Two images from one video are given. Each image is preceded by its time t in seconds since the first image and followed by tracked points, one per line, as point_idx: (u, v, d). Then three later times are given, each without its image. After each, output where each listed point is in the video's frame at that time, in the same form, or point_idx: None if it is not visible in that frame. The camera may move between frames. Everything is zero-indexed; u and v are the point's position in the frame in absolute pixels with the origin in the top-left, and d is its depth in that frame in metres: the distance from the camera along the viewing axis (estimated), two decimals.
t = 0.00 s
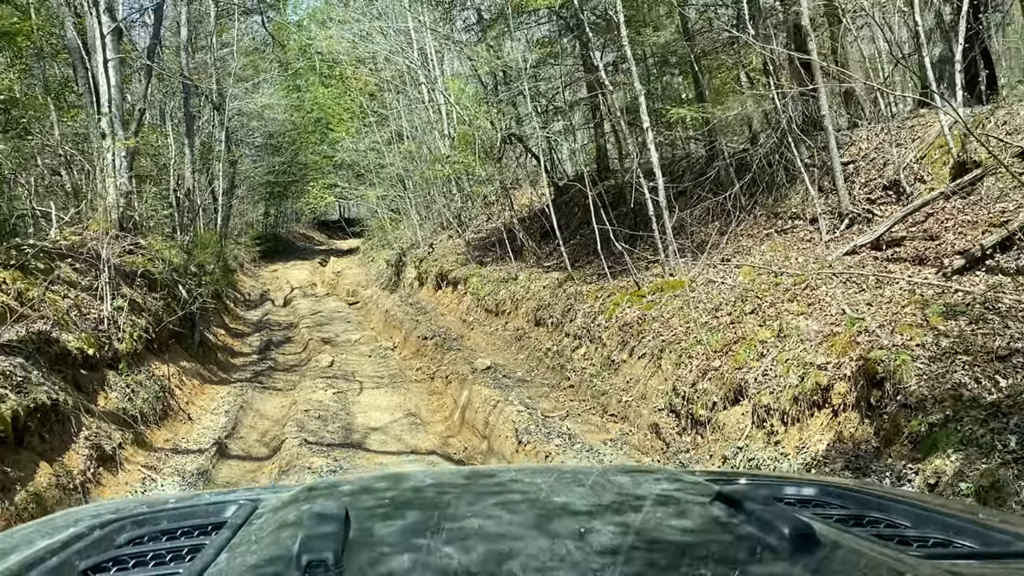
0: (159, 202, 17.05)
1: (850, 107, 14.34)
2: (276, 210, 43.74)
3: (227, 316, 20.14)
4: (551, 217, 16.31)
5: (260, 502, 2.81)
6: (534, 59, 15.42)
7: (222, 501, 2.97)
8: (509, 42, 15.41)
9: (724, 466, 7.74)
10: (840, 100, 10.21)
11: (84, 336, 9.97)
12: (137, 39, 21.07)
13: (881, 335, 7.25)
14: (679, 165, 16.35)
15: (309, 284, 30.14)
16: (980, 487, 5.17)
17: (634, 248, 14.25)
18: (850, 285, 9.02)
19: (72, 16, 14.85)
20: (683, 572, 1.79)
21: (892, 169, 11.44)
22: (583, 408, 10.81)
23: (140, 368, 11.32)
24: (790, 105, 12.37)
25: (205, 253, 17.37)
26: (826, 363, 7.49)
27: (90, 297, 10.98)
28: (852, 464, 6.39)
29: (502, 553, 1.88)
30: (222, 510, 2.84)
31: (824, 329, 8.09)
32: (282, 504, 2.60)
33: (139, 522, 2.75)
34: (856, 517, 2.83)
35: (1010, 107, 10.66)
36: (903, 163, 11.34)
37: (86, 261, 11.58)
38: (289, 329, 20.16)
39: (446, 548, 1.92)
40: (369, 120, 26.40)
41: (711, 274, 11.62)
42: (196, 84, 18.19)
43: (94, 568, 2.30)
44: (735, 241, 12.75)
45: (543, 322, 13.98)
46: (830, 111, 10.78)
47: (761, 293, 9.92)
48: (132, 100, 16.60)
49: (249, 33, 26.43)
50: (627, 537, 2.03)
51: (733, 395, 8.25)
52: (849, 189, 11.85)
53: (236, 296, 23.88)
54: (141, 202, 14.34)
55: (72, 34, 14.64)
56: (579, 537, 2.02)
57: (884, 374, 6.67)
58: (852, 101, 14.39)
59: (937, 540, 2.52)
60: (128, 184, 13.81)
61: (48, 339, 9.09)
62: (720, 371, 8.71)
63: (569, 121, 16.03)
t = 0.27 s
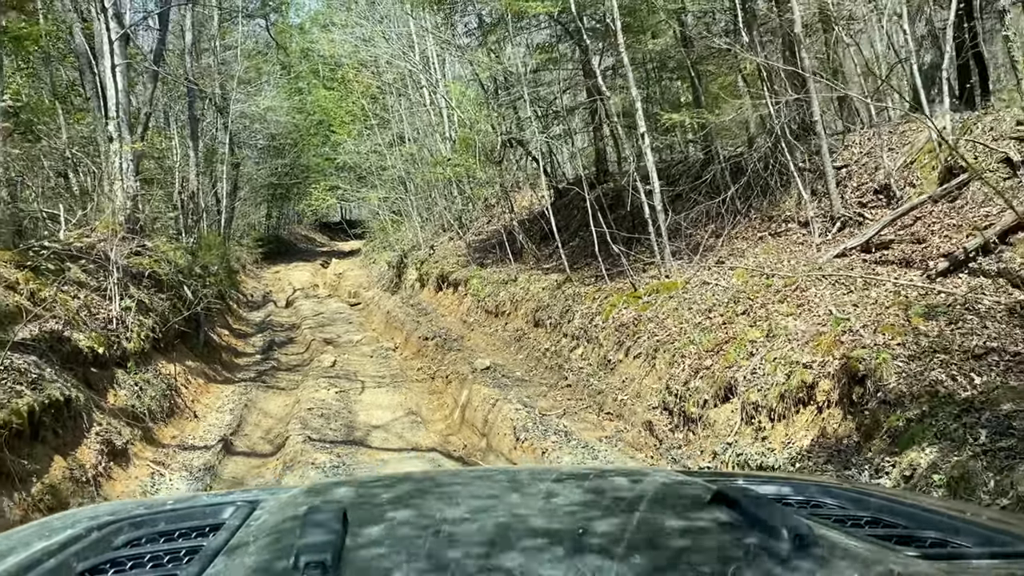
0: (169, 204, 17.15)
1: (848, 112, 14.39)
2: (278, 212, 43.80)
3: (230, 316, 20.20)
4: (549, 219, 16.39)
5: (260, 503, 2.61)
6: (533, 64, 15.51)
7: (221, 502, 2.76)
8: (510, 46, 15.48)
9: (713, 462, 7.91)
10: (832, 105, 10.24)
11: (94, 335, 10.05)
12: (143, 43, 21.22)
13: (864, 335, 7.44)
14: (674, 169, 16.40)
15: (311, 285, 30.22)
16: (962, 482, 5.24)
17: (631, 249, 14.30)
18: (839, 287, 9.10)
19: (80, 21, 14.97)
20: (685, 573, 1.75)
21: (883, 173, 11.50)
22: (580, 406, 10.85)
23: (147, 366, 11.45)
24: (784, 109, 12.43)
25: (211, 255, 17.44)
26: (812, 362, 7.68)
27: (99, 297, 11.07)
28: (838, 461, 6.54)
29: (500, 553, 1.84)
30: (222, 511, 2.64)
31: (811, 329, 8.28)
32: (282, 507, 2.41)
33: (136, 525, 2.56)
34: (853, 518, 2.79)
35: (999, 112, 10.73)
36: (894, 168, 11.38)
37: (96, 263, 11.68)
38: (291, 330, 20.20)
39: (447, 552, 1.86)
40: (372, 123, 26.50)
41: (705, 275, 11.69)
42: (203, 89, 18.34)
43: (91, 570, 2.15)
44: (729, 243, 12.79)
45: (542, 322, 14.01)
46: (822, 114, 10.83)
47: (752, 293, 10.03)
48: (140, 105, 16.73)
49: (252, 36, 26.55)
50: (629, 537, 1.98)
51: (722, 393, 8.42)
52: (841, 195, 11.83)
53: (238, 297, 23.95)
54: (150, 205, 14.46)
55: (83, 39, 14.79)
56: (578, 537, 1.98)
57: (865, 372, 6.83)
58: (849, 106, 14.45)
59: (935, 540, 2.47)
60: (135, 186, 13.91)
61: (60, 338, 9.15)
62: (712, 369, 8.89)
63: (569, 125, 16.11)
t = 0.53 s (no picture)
0: (176, 206, 17.25)
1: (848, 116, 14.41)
2: (280, 214, 43.92)
3: (233, 316, 20.28)
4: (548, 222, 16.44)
5: (265, 502, 2.56)
6: (532, 70, 15.61)
7: (228, 502, 2.75)
8: (510, 53, 15.60)
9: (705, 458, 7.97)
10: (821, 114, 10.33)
11: (105, 334, 10.26)
12: (148, 47, 21.41)
13: (849, 334, 7.55)
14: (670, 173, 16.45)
15: (313, 286, 30.30)
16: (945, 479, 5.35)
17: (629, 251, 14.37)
18: (828, 288, 9.20)
19: (88, 26, 15.14)
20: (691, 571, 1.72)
21: (874, 177, 11.54)
22: (577, 405, 10.91)
23: (156, 365, 11.61)
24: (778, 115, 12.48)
25: (217, 256, 17.51)
26: (799, 360, 7.78)
27: (107, 297, 11.27)
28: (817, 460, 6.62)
29: (504, 553, 1.82)
30: (228, 510, 2.64)
31: (799, 329, 8.39)
32: (287, 505, 2.35)
33: (142, 526, 2.53)
34: (858, 513, 2.81)
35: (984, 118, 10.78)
36: (884, 173, 11.40)
37: (105, 264, 11.86)
38: (294, 331, 20.26)
39: (451, 550, 1.85)
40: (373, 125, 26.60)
41: (700, 277, 11.76)
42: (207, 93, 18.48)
43: (98, 571, 2.16)
44: (725, 246, 12.86)
45: (541, 323, 14.06)
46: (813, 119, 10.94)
47: (745, 295, 10.14)
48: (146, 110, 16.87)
49: (256, 39, 26.72)
50: (634, 533, 1.95)
51: (715, 391, 8.46)
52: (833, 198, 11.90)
53: (241, 298, 24.05)
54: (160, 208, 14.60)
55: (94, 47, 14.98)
56: (582, 535, 1.94)
57: (849, 370, 6.94)
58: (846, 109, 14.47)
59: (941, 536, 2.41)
60: (142, 190, 14.05)
61: (73, 336, 9.38)
62: (704, 368, 8.97)
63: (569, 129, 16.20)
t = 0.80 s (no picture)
0: (182, 208, 17.35)
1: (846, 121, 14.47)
2: (282, 217, 44.03)
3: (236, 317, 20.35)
4: (546, 224, 16.49)
5: (270, 503, 2.54)
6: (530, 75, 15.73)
7: (234, 501, 2.70)
8: (507, 58, 15.71)
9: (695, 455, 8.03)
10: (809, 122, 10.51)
11: (115, 333, 10.41)
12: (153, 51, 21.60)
13: (834, 334, 7.62)
14: (666, 178, 16.50)
15: (314, 288, 30.36)
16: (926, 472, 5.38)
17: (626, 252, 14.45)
18: (817, 291, 9.32)
19: (95, 32, 15.30)
20: (696, 565, 1.68)
21: (864, 183, 11.60)
22: (574, 404, 10.97)
23: (163, 364, 11.71)
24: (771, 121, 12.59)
25: (221, 258, 17.59)
26: (785, 359, 7.88)
27: (115, 297, 11.38)
28: (799, 454, 6.70)
29: (511, 550, 1.79)
30: (234, 510, 2.59)
31: (788, 330, 8.50)
32: (292, 506, 2.33)
33: (148, 525, 2.47)
34: (862, 509, 2.61)
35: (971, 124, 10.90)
36: (876, 178, 11.49)
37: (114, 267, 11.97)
38: (296, 332, 20.31)
39: (455, 546, 1.82)
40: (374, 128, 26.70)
41: (694, 279, 11.81)
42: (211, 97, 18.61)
43: (105, 571, 2.08)
44: (720, 249, 12.93)
45: (539, 324, 14.10)
46: (804, 123, 11.09)
47: (735, 298, 10.23)
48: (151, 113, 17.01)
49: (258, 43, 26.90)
50: (640, 531, 1.92)
51: (705, 390, 8.68)
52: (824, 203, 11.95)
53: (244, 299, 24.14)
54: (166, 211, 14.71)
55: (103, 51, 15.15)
56: (589, 532, 1.92)
57: (833, 368, 7.00)
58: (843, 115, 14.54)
59: (946, 531, 2.30)
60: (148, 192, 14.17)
61: (84, 336, 9.55)
62: (696, 367, 9.17)
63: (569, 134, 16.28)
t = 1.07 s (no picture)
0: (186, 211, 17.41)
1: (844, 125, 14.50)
2: (282, 219, 44.08)
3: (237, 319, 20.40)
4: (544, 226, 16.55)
5: (273, 499, 2.57)
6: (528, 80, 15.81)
7: (235, 498, 2.74)
8: (504, 62, 15.78)
9: (686, 454, 8.05)
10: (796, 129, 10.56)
11: (122, 334, 10.51)
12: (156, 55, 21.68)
13: (818, 335, 7.84)
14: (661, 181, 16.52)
15: (314, 290, 30.41)
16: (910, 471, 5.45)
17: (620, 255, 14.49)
18: (804, 293, 9.44)
19: (99, 37, 15.38)
20: (697, 564, 1.71)
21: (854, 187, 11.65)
22: (569, 404, 11.03)
23: (167, 364, 11.78)
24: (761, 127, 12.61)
25: (223, 260, 17.66)
26: (771, 359, 8.05)
27: (120, 299, 11.43)
28: (783, 452, 6.83)
29: (513, 548, 1.80)
30: (235, 506, 2.63)
31: (775, 331, 8.66)
32: (295, 503, 2.36)
33: (151, 522, 2.51)
34: (866, 508, 2.62)
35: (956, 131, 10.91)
36: (864, 182, 11.48)
37: (120, 270, 12.03)
38: (297, 333, 20.35)
39: (458, 543, 1.84)
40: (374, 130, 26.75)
41: (686, 281, 11.81)
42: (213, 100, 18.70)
43: (108, 567, 2.10)
44: (713, 252, 12.99)
45: (536, 326, 14.15)
46: (795, 127, 11.14)
47: (725, 299, 10.27)
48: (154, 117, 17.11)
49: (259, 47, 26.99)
50: (641, 529, 1.94)
51: (694, 389, 8.77)
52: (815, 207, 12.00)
53: (245, 300, 24.22)
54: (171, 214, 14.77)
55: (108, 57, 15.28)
56: (591, 531, 1.93)
57: (815, 369, 7.23)
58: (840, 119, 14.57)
59: (950, 529, 2.32)
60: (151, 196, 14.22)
61: (91, 337, 9.62)
62: (686, 367, 9.25)
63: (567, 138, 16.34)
